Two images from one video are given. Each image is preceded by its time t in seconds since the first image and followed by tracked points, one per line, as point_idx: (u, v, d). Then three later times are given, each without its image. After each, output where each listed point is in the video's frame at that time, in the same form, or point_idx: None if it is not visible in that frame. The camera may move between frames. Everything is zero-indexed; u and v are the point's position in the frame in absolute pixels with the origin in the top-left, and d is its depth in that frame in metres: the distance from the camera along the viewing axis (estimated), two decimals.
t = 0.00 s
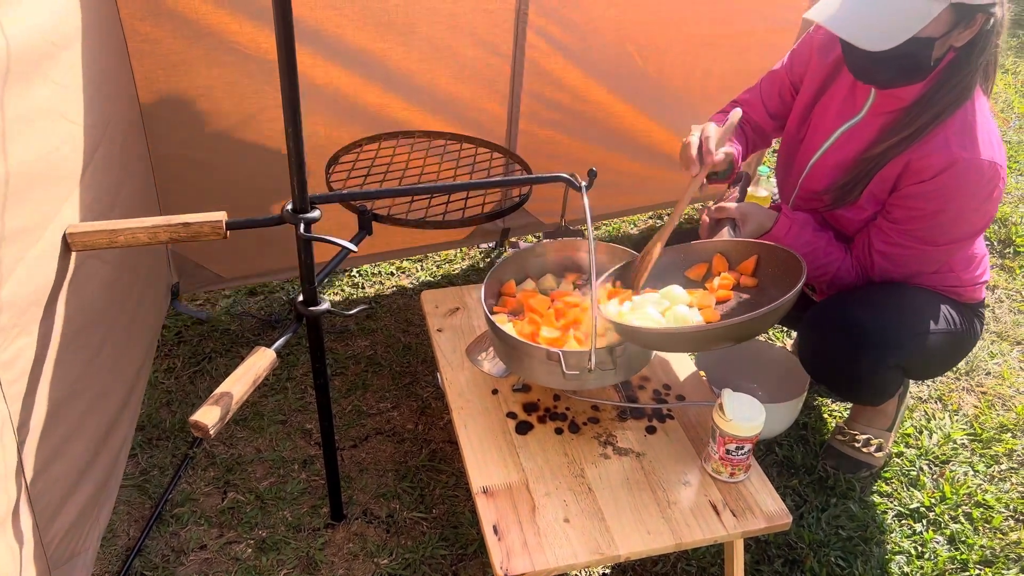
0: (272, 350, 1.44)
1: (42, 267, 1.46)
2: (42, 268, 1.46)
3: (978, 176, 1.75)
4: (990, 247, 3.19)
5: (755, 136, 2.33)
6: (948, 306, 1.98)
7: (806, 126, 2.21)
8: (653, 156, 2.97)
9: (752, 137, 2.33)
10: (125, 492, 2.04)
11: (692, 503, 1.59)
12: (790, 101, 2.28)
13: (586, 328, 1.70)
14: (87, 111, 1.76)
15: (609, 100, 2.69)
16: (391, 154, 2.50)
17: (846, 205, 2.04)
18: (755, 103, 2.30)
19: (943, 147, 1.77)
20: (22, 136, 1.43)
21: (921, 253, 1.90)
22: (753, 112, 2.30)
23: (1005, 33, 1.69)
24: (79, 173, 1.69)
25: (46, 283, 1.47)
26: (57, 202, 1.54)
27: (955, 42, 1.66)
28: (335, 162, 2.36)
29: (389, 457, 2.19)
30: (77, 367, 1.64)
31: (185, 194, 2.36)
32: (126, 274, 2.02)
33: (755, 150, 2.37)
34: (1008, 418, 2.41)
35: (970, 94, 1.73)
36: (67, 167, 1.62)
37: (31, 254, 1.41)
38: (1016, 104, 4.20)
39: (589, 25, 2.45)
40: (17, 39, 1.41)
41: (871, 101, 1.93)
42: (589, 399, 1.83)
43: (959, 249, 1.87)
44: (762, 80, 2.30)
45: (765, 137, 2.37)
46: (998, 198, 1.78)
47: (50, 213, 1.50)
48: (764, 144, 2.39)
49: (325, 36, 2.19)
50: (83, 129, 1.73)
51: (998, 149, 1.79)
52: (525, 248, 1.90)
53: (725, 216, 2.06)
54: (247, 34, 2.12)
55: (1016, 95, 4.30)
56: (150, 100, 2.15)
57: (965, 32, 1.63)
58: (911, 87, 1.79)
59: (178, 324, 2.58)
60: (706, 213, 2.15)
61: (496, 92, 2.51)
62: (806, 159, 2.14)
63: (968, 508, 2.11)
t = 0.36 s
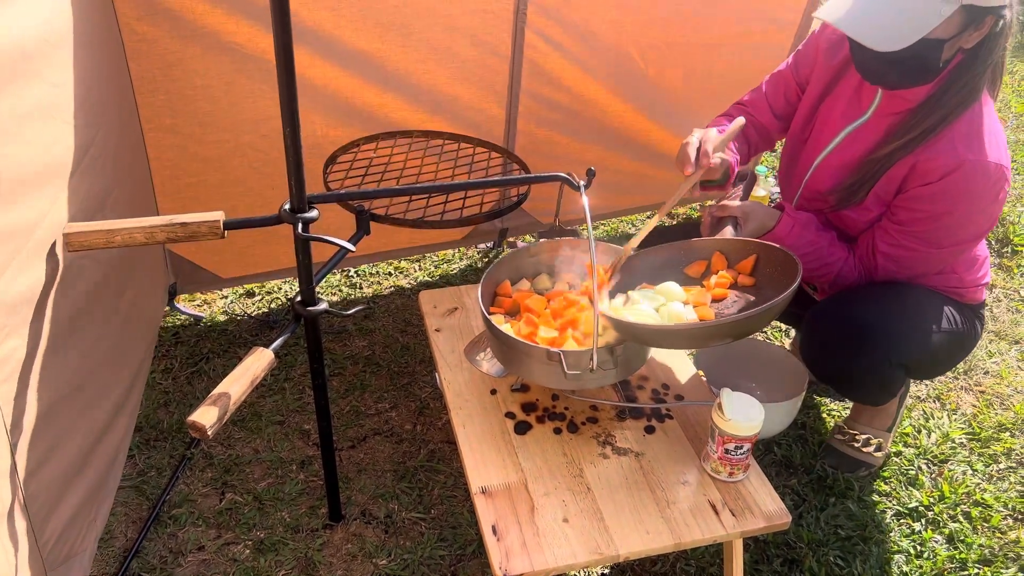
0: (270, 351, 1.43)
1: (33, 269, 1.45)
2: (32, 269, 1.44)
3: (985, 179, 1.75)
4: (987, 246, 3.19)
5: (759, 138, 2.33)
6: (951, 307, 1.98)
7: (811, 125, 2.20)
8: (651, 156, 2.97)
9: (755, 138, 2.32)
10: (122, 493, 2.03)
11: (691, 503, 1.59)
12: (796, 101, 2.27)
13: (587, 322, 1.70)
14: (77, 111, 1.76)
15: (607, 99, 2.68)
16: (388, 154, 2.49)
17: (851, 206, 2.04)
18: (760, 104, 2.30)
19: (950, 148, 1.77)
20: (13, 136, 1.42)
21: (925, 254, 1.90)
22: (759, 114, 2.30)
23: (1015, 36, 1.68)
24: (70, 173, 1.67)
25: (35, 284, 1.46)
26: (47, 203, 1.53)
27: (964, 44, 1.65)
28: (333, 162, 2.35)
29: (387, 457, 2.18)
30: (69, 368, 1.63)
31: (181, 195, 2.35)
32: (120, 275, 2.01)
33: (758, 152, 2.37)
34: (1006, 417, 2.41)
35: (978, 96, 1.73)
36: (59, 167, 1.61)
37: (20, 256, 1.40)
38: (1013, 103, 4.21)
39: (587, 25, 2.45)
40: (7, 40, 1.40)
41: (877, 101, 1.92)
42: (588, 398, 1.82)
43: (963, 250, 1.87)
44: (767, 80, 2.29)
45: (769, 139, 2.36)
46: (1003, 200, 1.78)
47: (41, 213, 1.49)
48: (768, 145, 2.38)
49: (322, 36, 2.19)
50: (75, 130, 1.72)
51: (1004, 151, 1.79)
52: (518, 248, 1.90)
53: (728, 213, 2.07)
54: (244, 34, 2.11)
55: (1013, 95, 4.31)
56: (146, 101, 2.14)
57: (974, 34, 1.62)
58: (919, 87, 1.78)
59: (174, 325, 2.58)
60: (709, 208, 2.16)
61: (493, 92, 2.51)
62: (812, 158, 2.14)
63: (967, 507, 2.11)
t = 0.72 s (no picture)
0: (268, 352, 1.43)
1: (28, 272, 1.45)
2: (27, 271, 1.44)
3: (985, 183, 1.76)
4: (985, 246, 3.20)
5: (760, 139, 2.34)
6: (949, 311, 1.98)
7: (812, 127, 2.20)
8: (649, 156, 2.97)
9: (756, 139, 2.33)
10: (120, 494, 2.03)
11: (689, 503, 1.59)
12: (796, 102, 2.27)
13: (585, 323, 1.70)
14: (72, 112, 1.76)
15: (604, 100, 2.68)
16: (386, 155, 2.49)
17: (850, 208, 2.04)
18: (761, 105, 2.31)
19: (950, 153, 1.78)
20: (7, 138, 1.42)
21: (923, 257, 1.91)
22: (759, 116, 2.31)
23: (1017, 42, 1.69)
24: (65, 175, 1.67)
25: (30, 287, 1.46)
26: (43, 204, 1.53)
27: (966, 49, 1.66)
28: (331, 162, 2.35)
29: (386, 458, 2.18)
30: (66, 369, 1.63)
31: (179, 195, 2.35)
32: (118, 275, 2.01)
33: (758, 151, 2.38)
34: (1003, 416, 2.42)
35: (978, 102, 1.73)
36: (51, 168, 1.61)
37: (14, 258, 1.40)
38: (1009, 103, 4.22)
39: (584, 26, 2.45)
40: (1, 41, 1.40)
41: (879, 104, 1.92)
42: (586, 398, 1.82)
43: (962, 254, 1.88)
44: (769, 81, 2.30)
45: (770, 141, 2.37)
46: (1002, 205, 1.79)
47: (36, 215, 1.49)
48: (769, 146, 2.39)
49: (320, 37, 2.18)
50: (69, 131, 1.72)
51: (1004, 157, 1.79)
52: (516, 247, 1.89)
53: (727, 214, 2.07)
54: (241, 35, 2.11)
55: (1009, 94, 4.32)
56: (143, 101, 2.14)
57: (977, 39, 1.63)
58: (921, 91, 1.79)
59: (172, 325, 2.57)
60: (707, 208, 2.16)
61: (491, 92, 2.51)
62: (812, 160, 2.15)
63: (964, 506, 2.12)
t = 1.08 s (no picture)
0: (265, 351, 1.43)
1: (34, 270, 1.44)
2: (32, 269, 1.44)
3: (983, 183, 1.76)
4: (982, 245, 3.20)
5: (757, 139, 2.33)
6: (946, 309, 1.99)
7: (809, 128, 2.20)
8: (647, 156, 2.97)
9: (754, 139, 2.33)
10: (117, 494, 2.03)
11: (687, 503, 1.59)
12: (794, 103, 2.27)
13: (584, 322, 1.70)
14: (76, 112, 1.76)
15: (602, 99, 2.69)
16: (384, 154, 2.49)
17: (847, 209, 2.04)
18: (759, 104, 2.29)
19: (948, 153, 1.78)
20: (10, 138, 1.42)
21: (922, 256, 1.91)
22: (759, 115, 2.30)
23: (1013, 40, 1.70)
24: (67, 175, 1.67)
25: (37, 285, 1.46)
26: (48, 204, 1.52)
27: (962, 48, 1.67)
28: (328, 162, 2.35)
29: (383, 457, 2.18)
30: (67, 368, 1.63)
31: (177, 195, 2.35)
32: (118, 274, 2.01)
33: (754, 151, 2.37)
34: (1000, 415, 2.42)
35: (975, 101, 1.74)
36: (55, 168, 1.60)
37: (20, 257, 1.39)
38: (1007, 102, 4.22)
39: (582, 26, 2.45)
40: (2, 40, 1.39)
41: (876, 104, 1.92)
42: (583, 398, 1.82)
43: (960, 253, 1.88)
44: (766, 80, 2.29)
45: (767, 140, 2.37)
46: (999, 203, 1.79)
47: (43, 213, 1.49)
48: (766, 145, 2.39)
49: (318, 37, 2.18)
50: (72, 131, 1.72)
51: (1001, 155, 1.80)
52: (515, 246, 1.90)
53: (724, 214, 2.06)
54: (239, 35, 2.11)
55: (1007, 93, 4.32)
56: (141, 101, 2.13)
57: (973, 38, 1.64)
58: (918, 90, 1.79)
59: (170, 325, 2.57)
60: (702, 208, 2.15)
61: (489, 92, 2.51)
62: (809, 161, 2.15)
63: (962, 505, 2.12)
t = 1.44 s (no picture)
0: (264, 351, 1.43)
1: (31, 270, 1.44)
2: (30, 270, 1.43)
3: (981, 184, 1.76)
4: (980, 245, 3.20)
5: (749, 139, 2.34)
6: (944, 308, 1.99)
7: (805, 129, 2.20)
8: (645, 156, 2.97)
9: (746, 139, 2.33)
10: (116, 494, 2.02)
11: (686, 503, 1.59)
12: (789, 103, 2.27)
13: (580, 324, 1.70)
14: (72, 113, 1.76)
15: (601, 100, 2.68)
16: (382, 155, 2.48)
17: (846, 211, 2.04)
18: (753, 104, 2.29)
19: (946, 155, 1.78)
20: (8, 139, 1.42)
21: (921, 258, 1.91)
22: (751, 115, 2.30)
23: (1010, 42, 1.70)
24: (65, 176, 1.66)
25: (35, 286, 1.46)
26: (45, 205, 1.52)
27: (960, 51, 1.66)
28: (326, 162, 2.34)
29: (382, 458, 2.18)
30: (65, 369, 1.62)
31: (175, 195, 2.34)
32: (117, 274, 2.01)
33: (748, 152, 2.38)
34: (999, 415, 2.42)
35: (973, 103, 1.74)
36: (52, 168, 1.60)
37: (17, 257, 1.39)
38: (1005, 101, 4.22)
39: (581, 27, 2.45)
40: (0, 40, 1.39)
41: (872, 107, 1.92)
42: (582, 398, 1.82)
43: (958, 254, 1.89)
44: (761, 80, 2.29)
45: (760, 140, 2.37)
46: (997, 204, 1.79)
47: (40, 214, 1.48)
48: (760, 145, 2.39)
49: (317, 38, 2.18)
50: (69, 132, 1.72)
51: (998, 156, 1.80)
52: (514, 245, 1.89)
53: (721, 217, 2.06)
54: (238, 36, 2.10)
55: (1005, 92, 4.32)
56: (139, 102, 2.13)
57: (971, 41, 1.63)
58: (916, 93, 1.79)
59: (169, 325, 2.57)
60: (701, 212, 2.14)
61: (488, 93, 2.50)
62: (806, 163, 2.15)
63: (961, 505, 2.12)
